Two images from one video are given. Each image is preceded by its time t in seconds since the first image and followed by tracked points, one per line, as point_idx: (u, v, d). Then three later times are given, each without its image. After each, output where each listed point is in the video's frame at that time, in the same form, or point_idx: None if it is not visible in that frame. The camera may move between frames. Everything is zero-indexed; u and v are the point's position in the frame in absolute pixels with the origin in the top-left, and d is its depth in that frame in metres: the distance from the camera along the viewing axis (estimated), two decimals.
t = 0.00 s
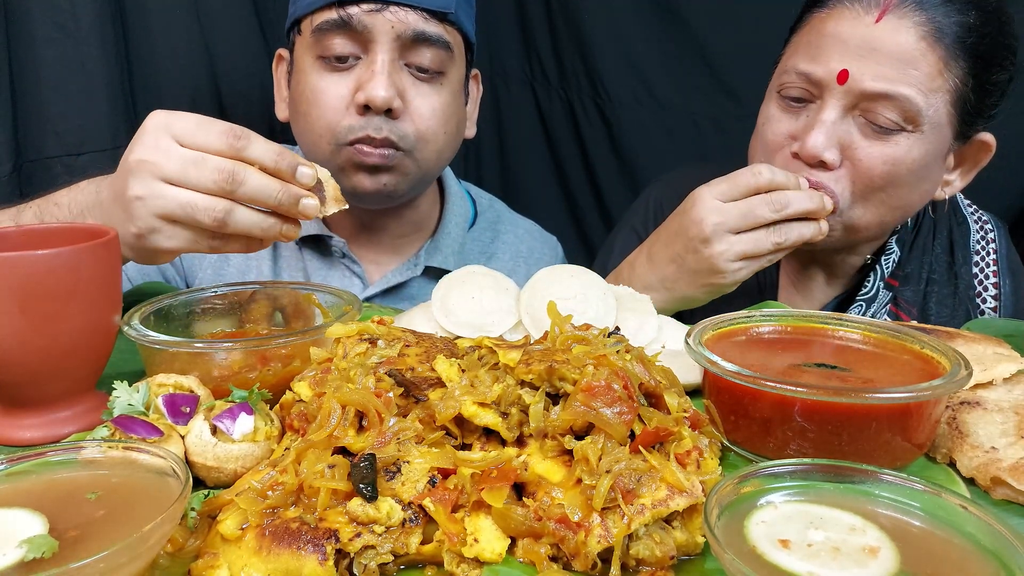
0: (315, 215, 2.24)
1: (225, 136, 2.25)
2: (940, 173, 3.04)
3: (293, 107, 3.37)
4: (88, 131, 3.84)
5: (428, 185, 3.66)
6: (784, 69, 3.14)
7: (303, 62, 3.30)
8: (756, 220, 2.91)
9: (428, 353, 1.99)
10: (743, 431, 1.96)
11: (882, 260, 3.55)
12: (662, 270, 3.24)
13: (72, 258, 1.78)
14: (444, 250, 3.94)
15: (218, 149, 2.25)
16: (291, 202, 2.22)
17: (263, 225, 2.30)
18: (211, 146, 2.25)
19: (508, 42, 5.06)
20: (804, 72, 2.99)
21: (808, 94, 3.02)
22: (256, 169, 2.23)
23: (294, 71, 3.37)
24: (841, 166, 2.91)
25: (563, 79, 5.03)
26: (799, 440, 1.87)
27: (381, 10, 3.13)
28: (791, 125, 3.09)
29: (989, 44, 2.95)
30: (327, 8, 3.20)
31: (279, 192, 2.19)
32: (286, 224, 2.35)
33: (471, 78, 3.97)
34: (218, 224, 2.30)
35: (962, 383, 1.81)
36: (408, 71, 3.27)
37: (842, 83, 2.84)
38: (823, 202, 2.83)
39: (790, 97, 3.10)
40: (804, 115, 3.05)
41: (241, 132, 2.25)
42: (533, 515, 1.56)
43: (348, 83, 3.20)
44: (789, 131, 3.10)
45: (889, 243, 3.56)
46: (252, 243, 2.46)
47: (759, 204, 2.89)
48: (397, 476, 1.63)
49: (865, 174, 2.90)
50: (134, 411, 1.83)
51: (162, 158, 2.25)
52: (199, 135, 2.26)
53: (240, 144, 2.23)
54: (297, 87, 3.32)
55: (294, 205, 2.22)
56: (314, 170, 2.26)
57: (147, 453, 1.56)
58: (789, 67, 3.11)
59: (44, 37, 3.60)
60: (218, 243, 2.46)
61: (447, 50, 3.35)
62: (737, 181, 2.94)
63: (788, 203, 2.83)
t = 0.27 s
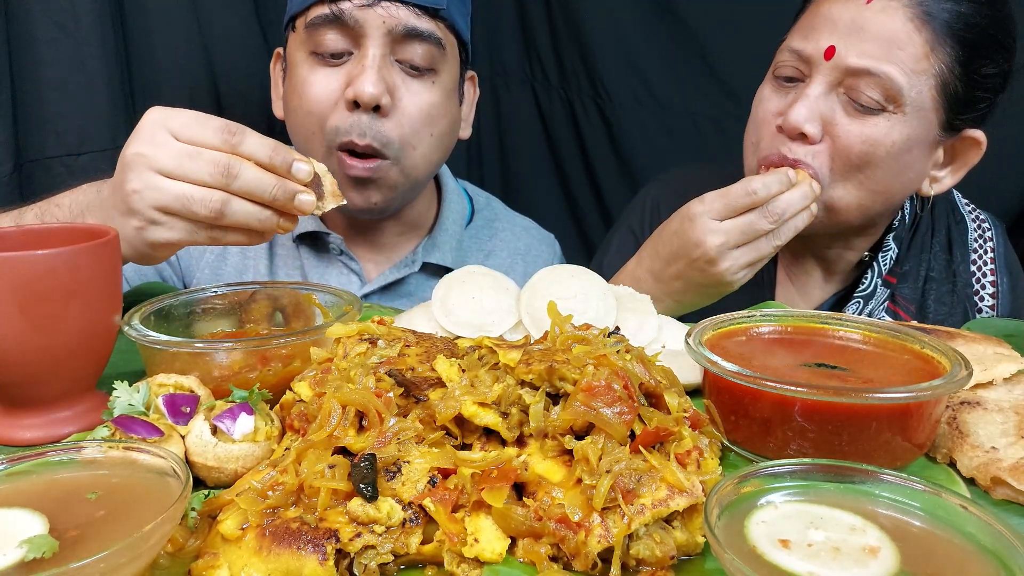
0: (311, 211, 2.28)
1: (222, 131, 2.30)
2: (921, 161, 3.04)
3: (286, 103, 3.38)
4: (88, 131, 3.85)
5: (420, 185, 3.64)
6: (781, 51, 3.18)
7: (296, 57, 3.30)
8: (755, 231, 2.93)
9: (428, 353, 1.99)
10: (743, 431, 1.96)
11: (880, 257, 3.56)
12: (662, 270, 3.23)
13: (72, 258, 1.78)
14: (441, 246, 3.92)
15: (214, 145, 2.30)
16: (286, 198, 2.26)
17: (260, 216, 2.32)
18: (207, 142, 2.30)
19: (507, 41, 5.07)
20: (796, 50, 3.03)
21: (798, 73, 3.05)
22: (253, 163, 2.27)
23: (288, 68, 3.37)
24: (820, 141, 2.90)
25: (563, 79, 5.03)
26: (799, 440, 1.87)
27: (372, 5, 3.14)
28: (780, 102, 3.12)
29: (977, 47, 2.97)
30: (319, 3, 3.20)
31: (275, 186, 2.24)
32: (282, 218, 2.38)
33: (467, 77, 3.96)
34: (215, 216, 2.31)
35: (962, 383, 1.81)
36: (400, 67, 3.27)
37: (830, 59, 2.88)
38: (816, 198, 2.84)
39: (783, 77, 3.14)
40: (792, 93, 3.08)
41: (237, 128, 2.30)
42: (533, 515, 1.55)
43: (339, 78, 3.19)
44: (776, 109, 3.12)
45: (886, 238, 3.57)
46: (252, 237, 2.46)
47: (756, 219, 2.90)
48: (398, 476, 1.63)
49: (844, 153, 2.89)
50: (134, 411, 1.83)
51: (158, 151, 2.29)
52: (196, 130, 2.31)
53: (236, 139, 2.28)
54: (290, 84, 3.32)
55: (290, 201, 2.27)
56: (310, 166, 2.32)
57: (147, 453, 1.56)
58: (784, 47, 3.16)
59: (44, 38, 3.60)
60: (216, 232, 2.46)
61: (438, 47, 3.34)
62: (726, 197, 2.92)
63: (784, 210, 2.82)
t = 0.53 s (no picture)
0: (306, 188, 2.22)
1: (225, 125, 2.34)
2: (933, 152, 3.07)
3: (291, 106, 3.35)
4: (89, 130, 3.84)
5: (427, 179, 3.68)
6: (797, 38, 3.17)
7: (302, 60, 3.28)
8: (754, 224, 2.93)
9: (428, 353, 1.98)
10: (743, 431, 1.96)
11: (875, 254, 3.58)
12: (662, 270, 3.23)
13: (73, 258, 1.78)
14: (439, 242, 3.91)
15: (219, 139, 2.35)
16: (282, 175, 2.20)
17: (263, 205, 2.31)
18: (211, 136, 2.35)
19: (509, 41, 5.07)
20: (815, 36, 3.03)
21: (814, 60, 3.05)
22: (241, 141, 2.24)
23: (292, 69, 3.34)
24: (837, 127, 2.89)
25: (564, 79, 5.03)
26: (799, 440, 1.87)
27: (382, 9, 3.13)
28: (794, 88, 3.10)
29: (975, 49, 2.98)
30: (328, 6, 3.17)
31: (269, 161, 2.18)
32: (289, 204, 2.35)
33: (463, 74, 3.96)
34: (218, 207, 2.34)
35: (962, 383, 1.81)
36: (409, 70, 3.28)
37: (849, 44, 2.88)
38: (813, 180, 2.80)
39: (798, 63, 3.13)
40: (808, 80, 3.07)
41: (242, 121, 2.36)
42: (533, 515, 1.55)
43: (349, 82, 3.19)
44: (790, 94, 3.10)
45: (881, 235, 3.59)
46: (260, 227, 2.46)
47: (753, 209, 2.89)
48: (398, 476, 1.63)
49: (860, 138, 2.89)
50: (134, 411, 1.83)
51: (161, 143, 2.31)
52: (200, 126, 2.38)
53: (239, 131, 2.33)
54: (296, 85, 3.30)
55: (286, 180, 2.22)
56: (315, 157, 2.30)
57: (147, 452, 1.55)
58: (801, 33, 3.16)
59: (44, 38, 3.60)
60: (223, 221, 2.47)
61: (446, 48, 3.34)
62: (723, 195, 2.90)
63: (782, 199, 2.79)
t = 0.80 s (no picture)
0: (303, 196, 2.32)
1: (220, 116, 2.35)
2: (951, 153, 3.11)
3: (291, 107, 3.35)
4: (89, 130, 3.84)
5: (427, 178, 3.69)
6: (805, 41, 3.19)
7: (301, 61, 3.28)
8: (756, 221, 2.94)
9: (428, 353, 1.99)
10: (743, 431, 1.96)
11: (877, 254, 3.58)
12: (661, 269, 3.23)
13: (73, 258, 1.78)
14: (438, 241, 3.91)
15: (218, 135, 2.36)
16: (285, 183, 2.27)
17: (262, 205, 2.33)
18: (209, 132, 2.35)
19: (509, 41, 5.07)
20: (827, 40, 3.05)
21: (825, 62, 3.09)
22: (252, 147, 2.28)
23: (291, 70, 3.33)
24: (863, 132, 2.92)
25: (564, 79, 5.03)
26: (799, 440, 1.87)
27: (379, 8, 3.13)
28: (811, 95, 3.09)
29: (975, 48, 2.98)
30: (326, 7, 3.17)
31: (273, 171, 2.24)
32: (284, 210, 2.39)
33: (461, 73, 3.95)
34: (219, 199, 2.31)
35: (962, 383, 1.81)
36: (407, 68, 3.28)
37: (868, 48, 2.90)
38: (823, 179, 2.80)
39: (807, 67, 3.15)
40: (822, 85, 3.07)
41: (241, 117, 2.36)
42: (533, 515, 1.56)
43: (348, 82, 3.19)
44: (811, 102, 3.09)
45: (882, 235, 3.60)
46: (252, 230, 2.45)
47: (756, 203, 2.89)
48: (398, 476, 1.63)
49: (888, 142, 2.92)
50: (134, 411, 1.83)
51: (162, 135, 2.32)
52: (199, 121, 2.38)
53: (237, 125, 2.33)
54: (295, 87, 3.29)
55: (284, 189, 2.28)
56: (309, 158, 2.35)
57: (147, 452, 1.56)
58: (811, 37, 3.17)
59: (44, 38, 3.60)
60: (217, 218, 2.42)
61: (442, 46, 3.34)
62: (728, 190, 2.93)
63: (785, 192, 2.80)
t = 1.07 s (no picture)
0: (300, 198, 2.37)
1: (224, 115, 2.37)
2: (920, 131, 3.10)
3: (288, 109, 3.36)
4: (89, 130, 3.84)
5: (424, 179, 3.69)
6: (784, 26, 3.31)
7: (298, 62, 3.27)
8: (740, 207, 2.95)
9: (428, 354, 1.99)
10: (743, 430, 1.96)
11: (868, 251, 3.62)
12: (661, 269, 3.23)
13: (72, 258, 1.78)
14: (438, 242, 3.91)
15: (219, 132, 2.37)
16: (281, 184, 2.31)
17: (259, 202, 2.33)
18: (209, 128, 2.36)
19: (509, 42, 5.09)
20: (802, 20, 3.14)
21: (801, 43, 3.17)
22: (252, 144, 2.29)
23: (288, 72, 3.34)
24: (817, 100, 2.96)
25: (563, 79, 5.04)
26: (799, 440, 1.87)
27: (377, 11, 3.14)
28: (781, 70, 3.20)
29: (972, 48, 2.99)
30: (322, 9, 3.18)
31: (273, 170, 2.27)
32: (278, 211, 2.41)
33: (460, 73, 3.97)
34: (218, 191, 2.31)
35: (962, 383, 1.81)
36: (404, 71, 3.27)
37: (830, 23, 2.99)
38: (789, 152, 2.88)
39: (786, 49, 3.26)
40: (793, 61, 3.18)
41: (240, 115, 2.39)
42: (533, 515, 1.56)
43: (344, 84, 3.19)
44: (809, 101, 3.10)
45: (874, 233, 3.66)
46: (249, 226, 2.45)
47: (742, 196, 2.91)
48: (398, 476, 1.63)
49: (841, 113, 2.93)
50: (134, 411, 1.83)
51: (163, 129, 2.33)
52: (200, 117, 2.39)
53: (237, 123, 2.36)
54: (292, 88, 3.29)
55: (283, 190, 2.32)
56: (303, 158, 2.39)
57: (147, 452, 1.56)
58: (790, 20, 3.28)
59: (45, 38, 3.60)
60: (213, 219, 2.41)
61: (440, 49, 3.34)
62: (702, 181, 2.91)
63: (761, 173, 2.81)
